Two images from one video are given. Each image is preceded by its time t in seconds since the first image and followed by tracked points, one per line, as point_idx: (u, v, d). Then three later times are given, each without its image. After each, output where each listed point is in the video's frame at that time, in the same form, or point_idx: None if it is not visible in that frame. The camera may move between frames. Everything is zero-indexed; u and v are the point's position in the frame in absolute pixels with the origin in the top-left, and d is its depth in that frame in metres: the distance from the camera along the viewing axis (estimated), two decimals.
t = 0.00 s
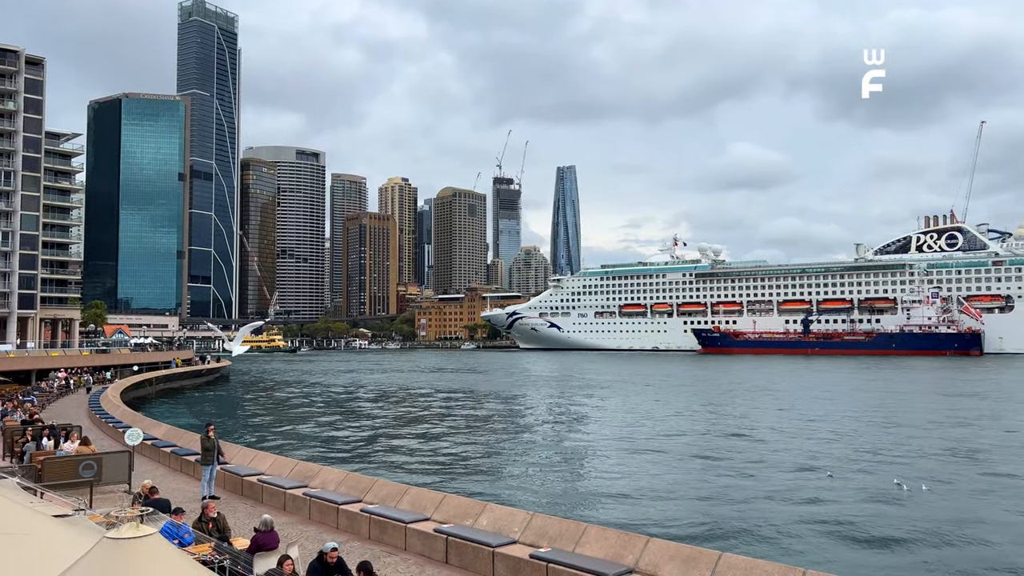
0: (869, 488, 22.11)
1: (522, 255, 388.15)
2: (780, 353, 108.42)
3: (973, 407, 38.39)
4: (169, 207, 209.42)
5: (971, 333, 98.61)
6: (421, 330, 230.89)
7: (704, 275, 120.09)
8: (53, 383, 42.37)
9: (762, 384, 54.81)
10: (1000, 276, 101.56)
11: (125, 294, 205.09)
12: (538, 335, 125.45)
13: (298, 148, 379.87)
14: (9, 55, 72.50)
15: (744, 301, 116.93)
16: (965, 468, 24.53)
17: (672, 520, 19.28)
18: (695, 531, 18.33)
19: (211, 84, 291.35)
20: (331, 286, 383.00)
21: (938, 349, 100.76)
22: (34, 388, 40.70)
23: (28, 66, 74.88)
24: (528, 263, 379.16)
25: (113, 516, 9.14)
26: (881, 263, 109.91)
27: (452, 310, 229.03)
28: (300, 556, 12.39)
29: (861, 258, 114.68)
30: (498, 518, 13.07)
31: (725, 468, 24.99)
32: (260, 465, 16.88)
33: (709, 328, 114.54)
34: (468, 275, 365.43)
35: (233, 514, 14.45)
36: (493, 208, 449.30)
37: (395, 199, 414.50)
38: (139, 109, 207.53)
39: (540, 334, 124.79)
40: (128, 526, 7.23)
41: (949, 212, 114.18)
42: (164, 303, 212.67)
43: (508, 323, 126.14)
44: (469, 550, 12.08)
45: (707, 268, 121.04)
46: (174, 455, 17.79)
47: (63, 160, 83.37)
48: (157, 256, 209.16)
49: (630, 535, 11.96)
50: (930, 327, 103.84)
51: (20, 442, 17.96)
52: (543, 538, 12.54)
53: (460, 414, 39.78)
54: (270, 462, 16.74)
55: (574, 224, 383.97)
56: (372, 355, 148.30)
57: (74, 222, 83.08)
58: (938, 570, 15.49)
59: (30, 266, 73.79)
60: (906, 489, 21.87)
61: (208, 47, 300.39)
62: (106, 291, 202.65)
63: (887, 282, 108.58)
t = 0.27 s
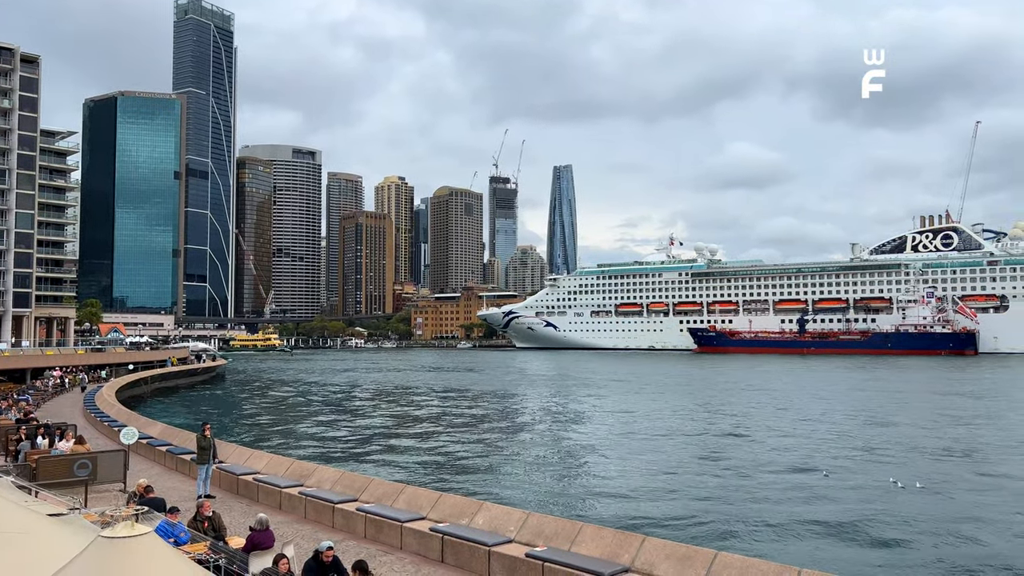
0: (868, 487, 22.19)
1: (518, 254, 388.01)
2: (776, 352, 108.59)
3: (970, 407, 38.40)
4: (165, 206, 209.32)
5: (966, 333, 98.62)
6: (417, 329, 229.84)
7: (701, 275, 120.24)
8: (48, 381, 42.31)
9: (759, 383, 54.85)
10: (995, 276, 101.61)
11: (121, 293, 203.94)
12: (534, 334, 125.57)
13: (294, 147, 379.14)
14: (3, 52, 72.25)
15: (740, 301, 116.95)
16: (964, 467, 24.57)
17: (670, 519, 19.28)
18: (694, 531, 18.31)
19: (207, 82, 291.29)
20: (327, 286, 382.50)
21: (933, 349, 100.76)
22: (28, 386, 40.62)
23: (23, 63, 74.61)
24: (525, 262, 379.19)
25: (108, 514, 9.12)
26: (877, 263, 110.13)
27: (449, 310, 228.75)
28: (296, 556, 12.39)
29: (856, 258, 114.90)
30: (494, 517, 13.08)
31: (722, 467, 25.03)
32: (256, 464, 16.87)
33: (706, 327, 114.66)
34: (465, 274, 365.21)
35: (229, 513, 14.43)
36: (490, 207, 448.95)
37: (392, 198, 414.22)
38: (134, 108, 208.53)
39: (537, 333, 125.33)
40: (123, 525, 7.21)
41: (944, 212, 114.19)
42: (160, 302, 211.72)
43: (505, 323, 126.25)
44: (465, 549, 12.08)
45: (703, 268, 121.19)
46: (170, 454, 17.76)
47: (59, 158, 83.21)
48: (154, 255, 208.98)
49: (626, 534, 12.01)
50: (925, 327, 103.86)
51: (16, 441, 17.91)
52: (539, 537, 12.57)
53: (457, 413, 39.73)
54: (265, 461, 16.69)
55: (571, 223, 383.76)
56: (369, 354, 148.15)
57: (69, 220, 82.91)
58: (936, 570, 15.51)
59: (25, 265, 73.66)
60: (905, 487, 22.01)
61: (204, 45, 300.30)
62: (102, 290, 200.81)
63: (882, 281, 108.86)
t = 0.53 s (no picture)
0: (865, 489, 22.10)
1: (513, 253, 388.04)
2: (774, 353, 108.50)
3: (966, 408, 38.35)
4: (152, 202, 208.62)
5: (968, 333, 98.56)
6: (410, 328, 230.31)
7: (698, 274, 120.15)
8: (32, 382, 41.81)
9: (754, 383, 54.78)
10: (998, 275, 102.09)
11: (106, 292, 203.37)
12: (528, 334, 125.30)
13: (286, 144, 377.48)
14: None
15: (739, 300, 116.98)
16: (962, 469, 24.49)
17: (667, 522, 19.08)
18: (692, 534, 18.08)
19: (195, 76, 289.03)
20: (319, 284, 381.45)
21: (935, 350, 100.18)
22: (12, 388, 40.12)
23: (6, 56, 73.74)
24: (519, 260, 379.23)
25: (93, 518, 8.87)
26: (878, 261, 110.25)
27: (442, 309, 228.37)
28: (286, 560, 12.12)
29: (859, 256, 115.10)
30: (488, 520, 12.83)
31: (719, 469, 24.89)
32: (245, 467, 16.59)
33: (704, 328, 114.57)
34: (459, 273, 364.75)
35: (217, 516, 14.15)
36: (484, 205, 448.46)
37: (385, 195, 413.37)
38: (121, 103, 207.38)
39: (532, 333, 124.70)
40: (109, 528, 6.99)
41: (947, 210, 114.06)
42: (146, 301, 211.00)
43: (498, 322, 125.88)
44: (459, 553, 11.84)
45: (702, 267, 121.04)
46: (156, 457, 17.46)
47: (43, 153, 82.40)
48: (140, 253, 209.11)
49: (623, 538, 11.81)
50: (927, 327, 103.65)
51: None
52: (534, 541, 12.33)
53: (454, 415, 39.42)
54: (255, 463, 16.40)
55: (565, 222, 383.73)
56: (359, 353, 147.53)
57: (54, 217, 82.20)
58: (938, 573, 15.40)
59: (9, 263, 72.98)
60: (903, 489, 21.95)
61: (191, 39, 298.65)
62: (87, 288, 200.55)
63: (885, 280, 109.01)
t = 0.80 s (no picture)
0: (860, 488, 22.13)
1: (507, 252, 388.71)
2: (769, 352, 108.68)
3: (959, 408, 38.51)
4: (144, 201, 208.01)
5: (963, 332, 98.58)
6: (403, 328, 230.42)
7: (693, 273, 120.29)
8: (21, 382, 41.52)
9: (750, 382, 54.83)
10: (992, 274, 101.99)
11: (98, 290, 201.88)
12: (523, 333, 125.24)
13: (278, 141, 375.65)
14: None
15: (734, 299, 117.14)
16: (955, 468, 24.57)
17: (662, 521, 19.14)
18: (687, 534, 18.01)
19: (188, 74, 288.71)
20: (312, 283, 380.76)
21: (929, 349, 100.85)
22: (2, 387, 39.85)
23: None
24: (514, 260, 379.53)
25: (82, 519, 8.78)
26: (873, 261, 110.36)
27: (436, 308, 228.52)
28: (279, 560, 12.05)
29: (854, 255, 115.40)
30: (482, 520, 12.76)
31: (714, 468, 24.91)
32: (237, 466, 16.50)
33: (698, 327, 114.71)
34: (453, 272, 364.46)
35: (209, 516, 14.05)
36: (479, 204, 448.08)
37: (379, 194, 412.76)
38: (113, 100, 207.14)
39: (527, 332, 124.52)
40: (98, 527, 6.90)
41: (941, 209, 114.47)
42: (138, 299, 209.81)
43: (493, 321, 125.75)
44: (452, 554, 11.77)
45: (697, 266, 121.20)
46: (148, 456, 17.37)
47: (33, 151, 82.01)
48: (132, 250, 207.88)
49: (617, 538, 11.80)
50: (922, 327, 103.95)
51: None
52: (528, 541, 12.28)
53: (448, 414, 39.31)
54: (248, 462, 16.33)
55: (560, 220, 384.10)
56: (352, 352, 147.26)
57: (44, 215, 81.82)
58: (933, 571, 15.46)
59: None
60: (897, 491, 21.70)
61: (184, 36, 297.89)
62: (78, 287, 198.21)
63: (879, 280, 109.19)
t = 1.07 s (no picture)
0: (850, 487, 22.16)
1: (496, 249, 388.93)
2: (758, 350, 109.02)
3: (946, 407, 38.68)
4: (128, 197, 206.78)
5: (951, 331, 99.88)
6: (391, 326, 230.02)
7: (682, 272, 120.52)
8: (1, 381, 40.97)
9: (739, 381, 54.90)
10: (980, 273, 102.67)
11: (80, 288, 200.31)
12: (511, 331, 125.11)
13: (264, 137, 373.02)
14: None
15: (723, 298, 117.45)
16: (945, 467, 24.65)
17: (652, 520, 19.10)
18: (675, 534, 17.94)
19: (172, 70, 286.69)
20: (298, 280, 379.27)
21: (918, 348, 101.57)
22: None
23: None
24: (503, 258, 379.84)
25: (64, 518, 8.66)
26: (862, 260, 110.73)
27: (424, 306, 228.91)
28: (264, 561, 11.93)
29: (843, 254, 115.91)
30: (470, 520, 12.68)
31: (704, 467, 24.89)
32: (222, 466, 16.32)
33: (688, 325, 114.94)
34: (441, 270, 364.05)
35: (194, 516, 13.90)
36: (467, 201, 447.58)
37: (366, 190, 411.68)
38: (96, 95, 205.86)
39: (515, 330, 124.75)
40: (80, 529, 6.77)
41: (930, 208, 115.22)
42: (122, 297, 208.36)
43: (481, 320, 125.53)
44: (440, 554, 11.67)
45: (685, 264, 121.46)
46: (131, 456, 17.17)
47: (14, 147, 81.17)
48: (114, 248, 205.46)
49: (605, 537, 11.74)
50: (910, 325, 104.50)
51: None
52: (516, 540, 12.21)
53: (437, 413, 39.13)
54: (233, 462, 16.16)
55: (549, 218, 384.51)
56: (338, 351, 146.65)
57: (26, 212, 81.03)
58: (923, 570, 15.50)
59: None
60: (886, 491, 21.63)
61: (168, 30, 295.51)
62: (60, 284, 196.88)
63: (868, 278, 109.59)
